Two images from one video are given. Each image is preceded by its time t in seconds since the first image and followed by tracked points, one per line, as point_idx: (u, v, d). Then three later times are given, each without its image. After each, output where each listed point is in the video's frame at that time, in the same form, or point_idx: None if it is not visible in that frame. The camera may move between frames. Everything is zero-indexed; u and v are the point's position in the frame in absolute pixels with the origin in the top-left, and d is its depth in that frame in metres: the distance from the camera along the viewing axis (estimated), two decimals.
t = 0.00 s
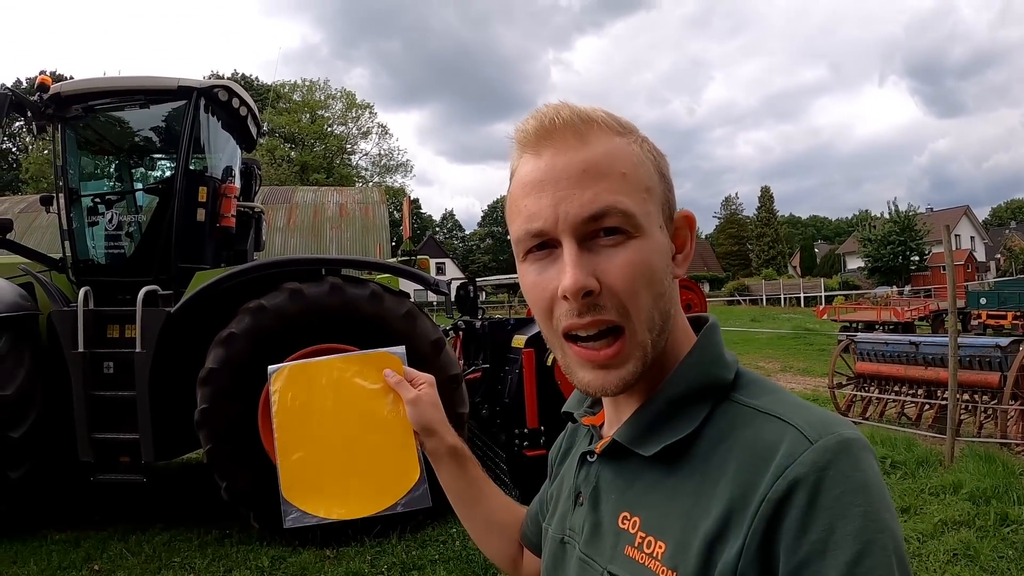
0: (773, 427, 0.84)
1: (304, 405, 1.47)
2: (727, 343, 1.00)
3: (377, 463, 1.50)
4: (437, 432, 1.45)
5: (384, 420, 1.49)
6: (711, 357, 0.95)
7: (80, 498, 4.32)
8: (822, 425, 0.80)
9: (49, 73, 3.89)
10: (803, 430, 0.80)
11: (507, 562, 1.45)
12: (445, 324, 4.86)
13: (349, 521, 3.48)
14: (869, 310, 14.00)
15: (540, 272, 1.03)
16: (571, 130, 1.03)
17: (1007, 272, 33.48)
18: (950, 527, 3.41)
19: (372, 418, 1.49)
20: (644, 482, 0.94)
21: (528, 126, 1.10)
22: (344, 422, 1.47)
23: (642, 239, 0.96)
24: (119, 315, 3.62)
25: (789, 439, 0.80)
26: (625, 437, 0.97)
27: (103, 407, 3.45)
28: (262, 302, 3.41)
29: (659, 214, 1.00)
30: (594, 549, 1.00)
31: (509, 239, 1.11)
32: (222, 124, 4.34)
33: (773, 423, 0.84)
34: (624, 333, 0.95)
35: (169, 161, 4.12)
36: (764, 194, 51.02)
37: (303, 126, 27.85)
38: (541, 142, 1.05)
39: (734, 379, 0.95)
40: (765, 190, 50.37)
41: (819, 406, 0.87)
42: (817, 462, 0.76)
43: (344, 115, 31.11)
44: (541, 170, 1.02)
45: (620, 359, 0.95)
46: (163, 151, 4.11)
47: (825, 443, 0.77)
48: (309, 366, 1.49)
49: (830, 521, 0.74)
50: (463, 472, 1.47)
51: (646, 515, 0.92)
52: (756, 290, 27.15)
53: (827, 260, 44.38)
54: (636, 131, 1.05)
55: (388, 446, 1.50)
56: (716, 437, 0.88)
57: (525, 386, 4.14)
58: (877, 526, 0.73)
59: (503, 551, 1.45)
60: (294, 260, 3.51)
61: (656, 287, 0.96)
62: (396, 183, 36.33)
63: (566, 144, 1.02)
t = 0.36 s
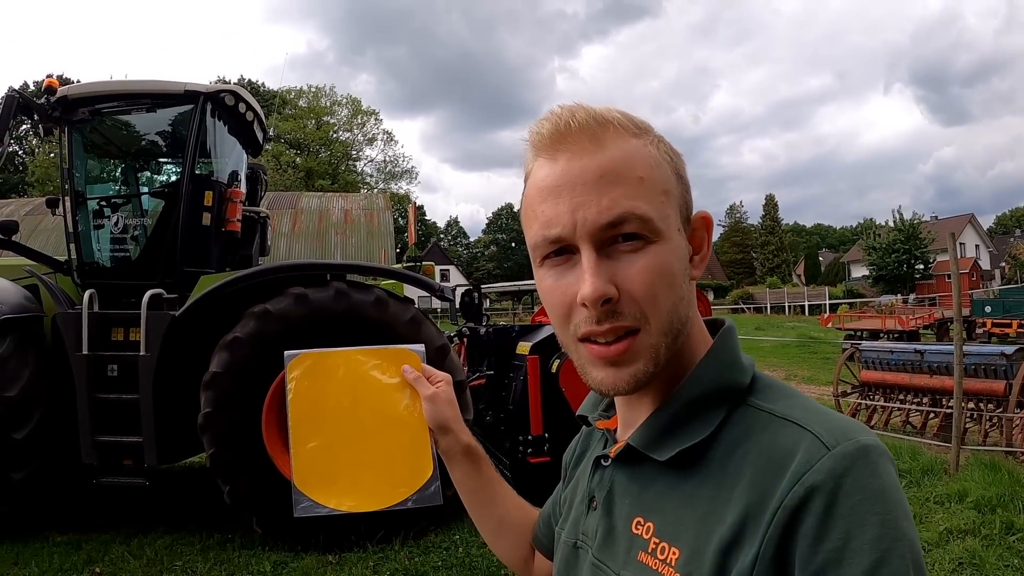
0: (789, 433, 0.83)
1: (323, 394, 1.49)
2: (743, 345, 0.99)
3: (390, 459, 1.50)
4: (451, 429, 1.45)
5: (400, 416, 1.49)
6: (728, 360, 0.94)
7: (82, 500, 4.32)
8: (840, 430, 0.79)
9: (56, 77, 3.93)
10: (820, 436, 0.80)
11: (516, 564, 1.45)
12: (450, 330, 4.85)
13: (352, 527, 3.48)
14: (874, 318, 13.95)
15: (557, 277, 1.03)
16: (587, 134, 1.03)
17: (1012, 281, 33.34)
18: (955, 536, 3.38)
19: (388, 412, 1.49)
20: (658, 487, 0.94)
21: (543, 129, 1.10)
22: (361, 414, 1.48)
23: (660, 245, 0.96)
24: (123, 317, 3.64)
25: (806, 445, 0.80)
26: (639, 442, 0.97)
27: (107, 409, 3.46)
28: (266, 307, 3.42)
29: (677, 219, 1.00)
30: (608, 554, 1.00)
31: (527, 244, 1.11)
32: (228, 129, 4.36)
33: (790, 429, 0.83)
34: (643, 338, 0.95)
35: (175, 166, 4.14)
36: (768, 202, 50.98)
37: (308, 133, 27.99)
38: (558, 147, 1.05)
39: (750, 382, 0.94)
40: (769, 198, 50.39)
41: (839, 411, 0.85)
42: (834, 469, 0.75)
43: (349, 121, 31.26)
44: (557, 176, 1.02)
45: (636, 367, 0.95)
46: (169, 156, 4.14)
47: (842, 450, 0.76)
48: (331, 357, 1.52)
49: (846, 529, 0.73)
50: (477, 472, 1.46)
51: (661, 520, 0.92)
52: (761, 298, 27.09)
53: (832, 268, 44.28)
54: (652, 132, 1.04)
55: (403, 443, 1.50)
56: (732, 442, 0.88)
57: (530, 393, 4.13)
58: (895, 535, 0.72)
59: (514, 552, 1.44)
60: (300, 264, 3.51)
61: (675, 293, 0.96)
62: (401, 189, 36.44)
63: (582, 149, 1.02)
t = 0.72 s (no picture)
0: (790, 442, 0.83)
1: (324, 385, 1.50)
2: (745, 351, 0.99)
3: (385, 453, 1.50)
4: (450, 430, 1.44)
5: (396, 411, 1.49)
6: (730, 368, 0.94)
7: (74, 507, 4.28)
8: (843, 439, 0.80)
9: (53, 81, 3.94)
10: (823, 446, 0.80)
11: (511, 565, 1.43)
12: (445, 337, 4.84)
13: (347, 534, 3.46)
14: (868, 325, 13.99)
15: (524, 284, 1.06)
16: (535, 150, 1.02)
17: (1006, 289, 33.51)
18: (952, 542, 3.38)
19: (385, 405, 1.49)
20: (657, 495, 0.94)
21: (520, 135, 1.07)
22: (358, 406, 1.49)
23: (591, 264, 0.92)
24: (117, 323, 3.57)
25: (808, 455, 0.80)
26: (637, 448, 0.96)
27: (101, 415, 3.45)
28: (261, 313, 3.41)
29: (627, 230, 0.92)
30: (605, 560, 0.99)
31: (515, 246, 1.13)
32: (224, 135, 4.36)
33: (792, 438, 0.84)
34: (577, 355, 0.94)
35: (171, 171, 4.14)
36: (763, 210, 51.19)
37: (304, 140, 28.02)
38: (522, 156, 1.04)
39: (752, 390, 0.94)
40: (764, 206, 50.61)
41: (841, 421, 0.86)
42: (836, 480, 0.75)
43: (345, 129, 31.32)
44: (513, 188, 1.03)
45: (570, 383, 0.96)
46: (166, 161, 4.13)
47: (845, 460, 0.76)
48: (332, 346, 1.52)
49: (848, 541, 0.73)
50: (475, 472, 1.45)
51: (660, 528, 0.91)
52: (756, 306, 27.14)
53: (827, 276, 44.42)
54: (613, 135, 0.98)
55: (398, 438, 1.49)
56: (733, 450, 0.88)
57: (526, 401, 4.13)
58: (897, 547, 0.72)
59: (510, 556, 1.43)
60: (296, 271, 3.51)
61: (609, 311, 0.91)
62: (397, 197, 36.46)
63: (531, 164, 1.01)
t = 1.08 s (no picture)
0: (793, 453, 0.82)
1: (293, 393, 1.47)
2: (743, 346, 0.97)
3: (355, 459, 1.41)
4: (423, 428, 1.44)
5: (365, 416, 1.45)
6: (730, 367, 0.91)
7: (61, 510, 4.24)
8: (850, 451, 0.78)
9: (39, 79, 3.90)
10: (829, 458, 0.78)
11: (505, 558, 1.44)
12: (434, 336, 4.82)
13: (337, 535, 3.43)
14: (859, 322, 14.10)
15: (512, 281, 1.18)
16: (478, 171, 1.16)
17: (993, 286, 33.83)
18: (944, 538, 3.40)
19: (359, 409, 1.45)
20: (648, 500, 0.93)
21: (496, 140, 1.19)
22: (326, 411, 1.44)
23: (502, 270, 1.03)
24: (103, 323, 3.54)
25: (813, 468, 0.79)
26: (628, 452, 0.95)
27: (88, 417, 3.41)
28: (250, 313, 3.38)
29: (523, 237, 1.00)
30: (597, 566, 0.99)
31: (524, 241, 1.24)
32: (211, 134, 4.32)
33: (796, 449, 0.82)
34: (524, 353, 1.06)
35: (159, 170, 4.09)
36: (753, 209, 51.37)
37: (293, 139, 27.90)
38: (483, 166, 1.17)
39: (750, 389, 0.92)
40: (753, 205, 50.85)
41: (846, 426, 0.84)
42: (844, 499, 0.75)
43: (334, 128, 31.20)
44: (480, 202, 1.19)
45: (525, 374, 1.08)
46: (153, 160, 4.09)
47: (853, 476, 0.75)
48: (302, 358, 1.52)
49: (855, 563, 0.73)
50: (454, 467, 1.46)
51: (651, 536, 0.91)
52: (746, 304, 27.25)
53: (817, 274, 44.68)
54: (528, 145, 1.04)
55: (367, 443, 1.42)
56: (731, 458, 0.86)
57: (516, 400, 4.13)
58: (906, 568, 0.73)
59: (502, 547, 1.44)
60: (284, 270, 3.49)
61: (523, 313, 1.01)
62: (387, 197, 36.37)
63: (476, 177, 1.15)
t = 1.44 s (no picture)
0: (792, 444, 0.83)
1: (297, 389, 1.45)
2: (741, 338, 0.98)
3: (364, 454, 1.44)
4: (428, 424, 1.44)
5: (372, 411, 1.46)
6: (729, 359, 0.92)
7: (51, 510, 4.20)
8: (849, 441, 0.79)
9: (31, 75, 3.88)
10: (828, 449, 0.79)
11: (509, 554, 1.45)
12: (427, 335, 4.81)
13: (330, 534, 3.42)
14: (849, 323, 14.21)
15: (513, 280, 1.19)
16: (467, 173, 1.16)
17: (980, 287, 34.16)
18: (935, 535, 3.43)
19: (363, 406, 1.47)
20: (649, 493, 0.94)
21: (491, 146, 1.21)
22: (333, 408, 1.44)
23: (496, 268, 1.04)
24: (95, 322, 3.52)
25: (812, 458, 0.80)
26: (628, 446, 0.96)
27: (80, 416, 3.38)
28: (243, 311, 3.36)
29: (514, 234, 1.00)
30: (598, 559, 1.00)
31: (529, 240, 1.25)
32: (204, 131, 4.30)
33: (795, 440, 0.83)
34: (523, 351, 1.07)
35: (151, 168, 4.06)
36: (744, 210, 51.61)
37: (284, 138, 27.79)
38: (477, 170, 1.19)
39: (749, 380, 0.93)
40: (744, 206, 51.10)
41: (844, 417, 0.85)
42: (843, 488, 0.75)
43: (326, 127, 31.09)
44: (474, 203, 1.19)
45: (525, 370, 1.08)
46: (144, 158, 4.06)
47: (852, 466, 0.76)
48: (303, 353, 1.51)
49: (855, 552, 0.74)
50: (459, 464, 1.46)
51: (652, 528, 0.92)
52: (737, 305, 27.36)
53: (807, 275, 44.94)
54: (512, 145, 1.04)
55: (375, 438, 1.45)
56: (731, 450, 0.87)
57: (508, 399, 4.13)
58: (906, 558, 0.74)
59: (506, 542, 1.44)
60: (277, 268, 3.47)
61: (518, 310, 1.02)
62: (378, 196, 36.28)
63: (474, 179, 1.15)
